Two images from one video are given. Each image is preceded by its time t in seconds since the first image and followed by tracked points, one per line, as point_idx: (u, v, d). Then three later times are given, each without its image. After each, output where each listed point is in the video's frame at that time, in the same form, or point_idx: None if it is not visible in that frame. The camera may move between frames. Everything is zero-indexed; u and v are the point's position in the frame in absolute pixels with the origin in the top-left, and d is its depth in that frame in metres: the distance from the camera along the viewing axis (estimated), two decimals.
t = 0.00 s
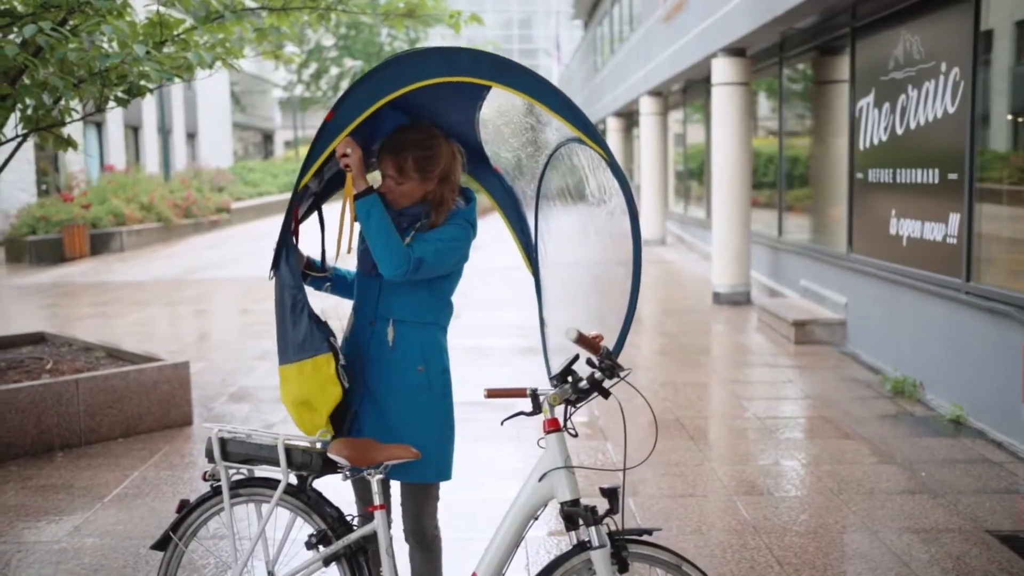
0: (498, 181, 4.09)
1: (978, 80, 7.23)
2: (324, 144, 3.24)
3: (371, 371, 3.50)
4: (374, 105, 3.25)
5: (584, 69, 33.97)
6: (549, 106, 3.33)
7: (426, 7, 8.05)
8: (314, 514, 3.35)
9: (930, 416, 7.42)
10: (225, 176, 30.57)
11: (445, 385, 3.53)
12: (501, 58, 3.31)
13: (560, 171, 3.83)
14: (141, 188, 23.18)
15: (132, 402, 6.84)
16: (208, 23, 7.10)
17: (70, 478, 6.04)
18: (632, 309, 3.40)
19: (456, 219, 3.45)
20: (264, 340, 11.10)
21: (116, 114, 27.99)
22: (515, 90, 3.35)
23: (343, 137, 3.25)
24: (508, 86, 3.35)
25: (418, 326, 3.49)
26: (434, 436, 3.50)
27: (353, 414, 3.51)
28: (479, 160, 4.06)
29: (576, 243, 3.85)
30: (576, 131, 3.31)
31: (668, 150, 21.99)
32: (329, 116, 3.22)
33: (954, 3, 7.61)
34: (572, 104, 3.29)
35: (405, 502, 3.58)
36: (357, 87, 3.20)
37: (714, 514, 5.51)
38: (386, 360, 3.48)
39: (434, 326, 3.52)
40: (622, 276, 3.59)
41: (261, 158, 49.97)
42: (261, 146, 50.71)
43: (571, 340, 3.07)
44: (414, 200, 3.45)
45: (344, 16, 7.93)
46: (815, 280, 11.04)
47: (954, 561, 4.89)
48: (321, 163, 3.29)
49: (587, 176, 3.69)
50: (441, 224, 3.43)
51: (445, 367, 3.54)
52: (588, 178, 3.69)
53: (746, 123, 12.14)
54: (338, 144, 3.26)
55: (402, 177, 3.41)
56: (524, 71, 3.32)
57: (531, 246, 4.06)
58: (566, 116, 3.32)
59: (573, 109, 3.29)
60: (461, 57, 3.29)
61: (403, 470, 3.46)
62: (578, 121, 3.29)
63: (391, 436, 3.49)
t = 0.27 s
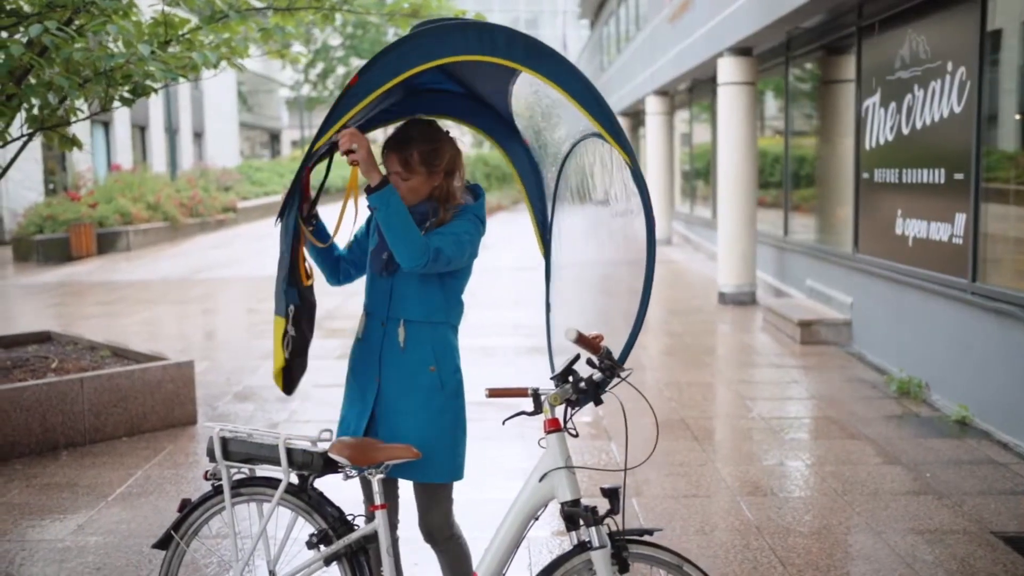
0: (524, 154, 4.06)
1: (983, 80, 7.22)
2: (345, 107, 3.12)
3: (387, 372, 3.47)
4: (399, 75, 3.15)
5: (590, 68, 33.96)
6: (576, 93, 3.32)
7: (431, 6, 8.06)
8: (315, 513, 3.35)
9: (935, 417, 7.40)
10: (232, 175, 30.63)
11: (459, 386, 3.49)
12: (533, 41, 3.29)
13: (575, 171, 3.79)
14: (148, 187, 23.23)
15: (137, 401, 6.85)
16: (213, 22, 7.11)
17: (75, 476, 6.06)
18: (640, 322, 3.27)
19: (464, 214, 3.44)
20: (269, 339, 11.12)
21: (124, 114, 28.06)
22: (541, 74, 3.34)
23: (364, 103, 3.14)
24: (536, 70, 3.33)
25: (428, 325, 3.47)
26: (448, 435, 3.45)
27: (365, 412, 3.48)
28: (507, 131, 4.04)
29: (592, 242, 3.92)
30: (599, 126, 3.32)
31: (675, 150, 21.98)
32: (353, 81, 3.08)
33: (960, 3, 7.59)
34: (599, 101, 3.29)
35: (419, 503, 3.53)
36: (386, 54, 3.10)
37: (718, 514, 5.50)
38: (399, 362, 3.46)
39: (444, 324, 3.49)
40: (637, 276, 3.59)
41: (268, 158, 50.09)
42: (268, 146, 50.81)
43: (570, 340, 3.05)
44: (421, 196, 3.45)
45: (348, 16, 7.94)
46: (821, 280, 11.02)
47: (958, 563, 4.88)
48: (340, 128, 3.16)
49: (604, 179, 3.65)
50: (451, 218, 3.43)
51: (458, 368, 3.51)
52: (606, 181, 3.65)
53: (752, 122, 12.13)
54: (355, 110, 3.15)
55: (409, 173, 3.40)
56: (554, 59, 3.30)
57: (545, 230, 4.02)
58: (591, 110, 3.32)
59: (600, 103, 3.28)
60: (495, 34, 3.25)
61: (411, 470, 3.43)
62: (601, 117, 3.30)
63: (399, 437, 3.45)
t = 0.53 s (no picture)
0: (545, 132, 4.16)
1: (992, 80, 7.19)
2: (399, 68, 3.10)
3: (418, 369, 3.47)
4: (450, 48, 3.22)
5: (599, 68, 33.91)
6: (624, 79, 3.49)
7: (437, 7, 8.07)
8: (318, 513, 3.35)
9: (943, 419, 7.37)
10: (241, 174, 30.70)
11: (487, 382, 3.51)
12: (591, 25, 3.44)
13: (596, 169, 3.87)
14: (157, 186, 23.30)
15: (144, 400, 6.87)
16: (220, 22, 7.13)
17: (82, 475, 6.08)
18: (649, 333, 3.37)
19: (490, 209, 3.45)
20: (276, 339, 11.14)
21: (133, 113, 28.14)
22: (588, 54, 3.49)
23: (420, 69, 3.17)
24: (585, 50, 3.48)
25: (458, 322, 3.48)
26: (481, 429, 3.49)
27: (398, 408, 3.49)
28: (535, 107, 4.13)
29: (598, 242, 3.90)
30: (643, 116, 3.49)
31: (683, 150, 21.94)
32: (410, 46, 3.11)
33: (968, 3, 7.56)
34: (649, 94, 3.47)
35: (448, 500, 3.56)
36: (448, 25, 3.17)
37: (724, 515, 5.49)
38: (429, 360, 3.46)
39: (473, 323, 3.51)
40: (648, 291, 3.71)
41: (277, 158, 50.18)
42: (276, 146, 50.90)
43: (573, 339, 3.04)
44: (443, 193, 3.47)
45: (355, 16, 7.95)
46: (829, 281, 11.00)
47: (964, 565, 4.86)
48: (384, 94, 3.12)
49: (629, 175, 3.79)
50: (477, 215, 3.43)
51: (487, 363, 3.53)
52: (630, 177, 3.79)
53: (760, 122, 12.11)
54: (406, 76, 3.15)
55: (424, 169, 3.41)
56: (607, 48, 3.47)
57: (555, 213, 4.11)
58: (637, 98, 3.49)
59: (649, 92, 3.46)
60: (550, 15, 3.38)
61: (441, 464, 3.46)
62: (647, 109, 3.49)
63: (428, 432, 3.47)
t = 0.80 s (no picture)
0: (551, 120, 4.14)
1: (1002, 80, 7.16)
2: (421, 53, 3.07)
3: (434, 367, 3.48)
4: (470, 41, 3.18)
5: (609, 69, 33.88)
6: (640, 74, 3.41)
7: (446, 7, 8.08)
8: (324, 512, 3.35)
9: (952, 420, 7.34)
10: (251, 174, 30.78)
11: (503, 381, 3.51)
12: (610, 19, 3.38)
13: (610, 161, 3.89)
14: (168, 186, 23.38)
15: (153, 399, 6.89)
16: (229, 22, 7.16)
17: (90, 473, 6.10)
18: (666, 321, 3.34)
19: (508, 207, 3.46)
20: (286, 338, 11.16)
21: (144, 113, 28.24)
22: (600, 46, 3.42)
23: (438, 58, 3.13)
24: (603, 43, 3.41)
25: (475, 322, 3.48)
26: (497, 425, 3.49)
27: (414, 405, 3.49)
28: (540, 92, 4.10)
29: (605, 242, 4.00)
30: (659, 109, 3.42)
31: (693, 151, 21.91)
32: (436, 32, 3.06)
33: (979, 3, 7.53)
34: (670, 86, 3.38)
35: (460, 499, 3.55)
36: (468, 15, 3.13)
37: (731, 516, 5.48)
38: (445, 360, 3.47)
39: (489, 321, 3.51)
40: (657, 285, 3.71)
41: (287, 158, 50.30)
42: (287, 146, 51.02)
43: (578, 340, 3.03)
44: (454, 189, 3.47)
45: (364, 16, 7.97)
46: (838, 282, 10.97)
47: (973, 567, 4.84)
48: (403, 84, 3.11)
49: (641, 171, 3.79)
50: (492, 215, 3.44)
51: (503, 364, 3.53)
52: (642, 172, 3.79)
53: (770, 122, 12.08)
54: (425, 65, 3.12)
55: (433, 168, 3.41)
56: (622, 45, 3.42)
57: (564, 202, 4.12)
58: (658, 91, 3.41)
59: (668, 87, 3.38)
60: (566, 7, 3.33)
61: (461, 460, 3.46)
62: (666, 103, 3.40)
63: (442, 431, 3.48)
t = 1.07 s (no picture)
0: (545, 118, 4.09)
1: (1012, 80, 7.13)
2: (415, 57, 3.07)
3: (440, 367, 3.48)
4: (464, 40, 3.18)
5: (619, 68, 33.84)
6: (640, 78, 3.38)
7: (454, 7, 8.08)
8: (329, 511, 3.36)
9: (962, 421, 7.31)
10: (261, 174, 30.84)
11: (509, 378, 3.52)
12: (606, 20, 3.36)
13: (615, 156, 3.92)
14: (177, 185, 23.45)
15: (161, 397, 6.91)
16: (238, 22, 7.17)
17: (99, 471, 6.12)
18: (671, 313, 3.38)
19: (506, 206, 3.44)
20: (295, 337, 11.19)
21: (154, 113, 28.33)
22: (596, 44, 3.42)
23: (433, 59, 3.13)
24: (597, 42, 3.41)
25: (481, 325, 3.48)
26: (505, 421, 3.50)
27: (420, 405, 3.50)
28: (532, 97, 4.03)
29: (615, 243, 4.11)
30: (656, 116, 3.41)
31: (702, 151, 21.87)
32: (428, 33, 3.07)
33: (990, 2, 7.50)
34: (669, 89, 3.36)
35: (462, 496, 3.55)
36: (460, 18, 3.12)
37: (739, 517, 5.47)
38: (451, 360, 3.47)
39: (495, 318, 3.51)
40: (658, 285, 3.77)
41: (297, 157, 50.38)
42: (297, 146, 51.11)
43: (583, 340, 3.03)
44: (451, 188, 3.49)
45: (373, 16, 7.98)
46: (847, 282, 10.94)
47: (981, 569, 4.82)
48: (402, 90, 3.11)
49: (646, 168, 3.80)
50: (491, 214, 3.44)
51: (509, 361, 3.54)
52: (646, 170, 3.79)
53: (779, 122, 12.06)
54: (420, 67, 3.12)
55: (430, 168, 3.43)
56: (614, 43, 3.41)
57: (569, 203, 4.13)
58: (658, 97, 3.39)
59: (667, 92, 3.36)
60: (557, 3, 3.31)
61: (474, 460, 3.45)
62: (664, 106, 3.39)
63: (449, 431, 3.48)
